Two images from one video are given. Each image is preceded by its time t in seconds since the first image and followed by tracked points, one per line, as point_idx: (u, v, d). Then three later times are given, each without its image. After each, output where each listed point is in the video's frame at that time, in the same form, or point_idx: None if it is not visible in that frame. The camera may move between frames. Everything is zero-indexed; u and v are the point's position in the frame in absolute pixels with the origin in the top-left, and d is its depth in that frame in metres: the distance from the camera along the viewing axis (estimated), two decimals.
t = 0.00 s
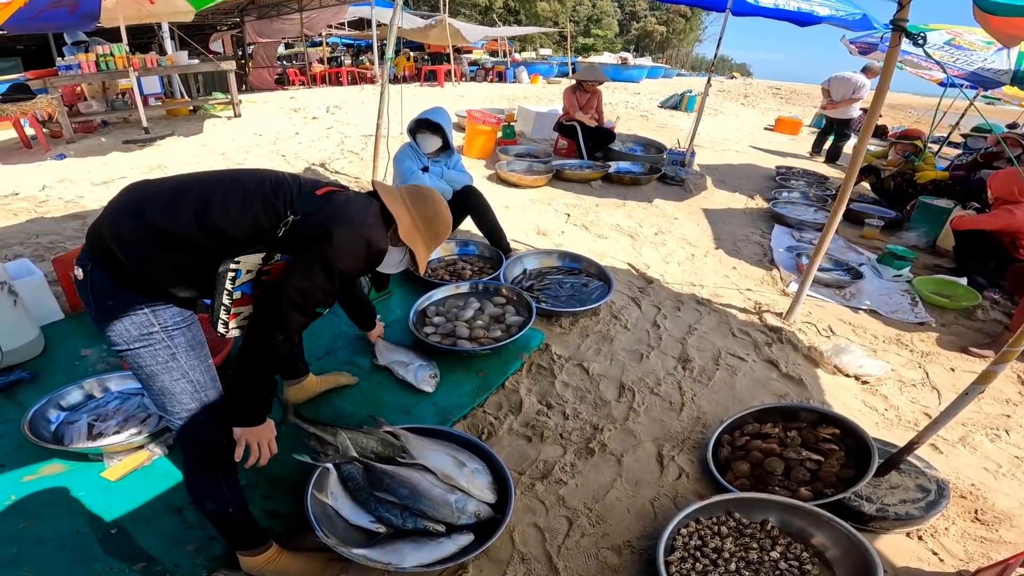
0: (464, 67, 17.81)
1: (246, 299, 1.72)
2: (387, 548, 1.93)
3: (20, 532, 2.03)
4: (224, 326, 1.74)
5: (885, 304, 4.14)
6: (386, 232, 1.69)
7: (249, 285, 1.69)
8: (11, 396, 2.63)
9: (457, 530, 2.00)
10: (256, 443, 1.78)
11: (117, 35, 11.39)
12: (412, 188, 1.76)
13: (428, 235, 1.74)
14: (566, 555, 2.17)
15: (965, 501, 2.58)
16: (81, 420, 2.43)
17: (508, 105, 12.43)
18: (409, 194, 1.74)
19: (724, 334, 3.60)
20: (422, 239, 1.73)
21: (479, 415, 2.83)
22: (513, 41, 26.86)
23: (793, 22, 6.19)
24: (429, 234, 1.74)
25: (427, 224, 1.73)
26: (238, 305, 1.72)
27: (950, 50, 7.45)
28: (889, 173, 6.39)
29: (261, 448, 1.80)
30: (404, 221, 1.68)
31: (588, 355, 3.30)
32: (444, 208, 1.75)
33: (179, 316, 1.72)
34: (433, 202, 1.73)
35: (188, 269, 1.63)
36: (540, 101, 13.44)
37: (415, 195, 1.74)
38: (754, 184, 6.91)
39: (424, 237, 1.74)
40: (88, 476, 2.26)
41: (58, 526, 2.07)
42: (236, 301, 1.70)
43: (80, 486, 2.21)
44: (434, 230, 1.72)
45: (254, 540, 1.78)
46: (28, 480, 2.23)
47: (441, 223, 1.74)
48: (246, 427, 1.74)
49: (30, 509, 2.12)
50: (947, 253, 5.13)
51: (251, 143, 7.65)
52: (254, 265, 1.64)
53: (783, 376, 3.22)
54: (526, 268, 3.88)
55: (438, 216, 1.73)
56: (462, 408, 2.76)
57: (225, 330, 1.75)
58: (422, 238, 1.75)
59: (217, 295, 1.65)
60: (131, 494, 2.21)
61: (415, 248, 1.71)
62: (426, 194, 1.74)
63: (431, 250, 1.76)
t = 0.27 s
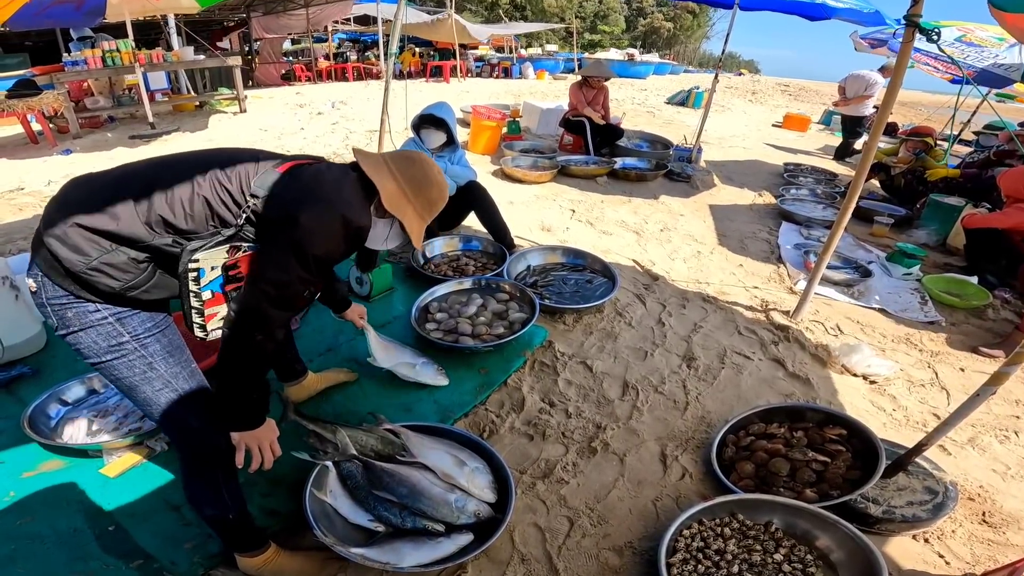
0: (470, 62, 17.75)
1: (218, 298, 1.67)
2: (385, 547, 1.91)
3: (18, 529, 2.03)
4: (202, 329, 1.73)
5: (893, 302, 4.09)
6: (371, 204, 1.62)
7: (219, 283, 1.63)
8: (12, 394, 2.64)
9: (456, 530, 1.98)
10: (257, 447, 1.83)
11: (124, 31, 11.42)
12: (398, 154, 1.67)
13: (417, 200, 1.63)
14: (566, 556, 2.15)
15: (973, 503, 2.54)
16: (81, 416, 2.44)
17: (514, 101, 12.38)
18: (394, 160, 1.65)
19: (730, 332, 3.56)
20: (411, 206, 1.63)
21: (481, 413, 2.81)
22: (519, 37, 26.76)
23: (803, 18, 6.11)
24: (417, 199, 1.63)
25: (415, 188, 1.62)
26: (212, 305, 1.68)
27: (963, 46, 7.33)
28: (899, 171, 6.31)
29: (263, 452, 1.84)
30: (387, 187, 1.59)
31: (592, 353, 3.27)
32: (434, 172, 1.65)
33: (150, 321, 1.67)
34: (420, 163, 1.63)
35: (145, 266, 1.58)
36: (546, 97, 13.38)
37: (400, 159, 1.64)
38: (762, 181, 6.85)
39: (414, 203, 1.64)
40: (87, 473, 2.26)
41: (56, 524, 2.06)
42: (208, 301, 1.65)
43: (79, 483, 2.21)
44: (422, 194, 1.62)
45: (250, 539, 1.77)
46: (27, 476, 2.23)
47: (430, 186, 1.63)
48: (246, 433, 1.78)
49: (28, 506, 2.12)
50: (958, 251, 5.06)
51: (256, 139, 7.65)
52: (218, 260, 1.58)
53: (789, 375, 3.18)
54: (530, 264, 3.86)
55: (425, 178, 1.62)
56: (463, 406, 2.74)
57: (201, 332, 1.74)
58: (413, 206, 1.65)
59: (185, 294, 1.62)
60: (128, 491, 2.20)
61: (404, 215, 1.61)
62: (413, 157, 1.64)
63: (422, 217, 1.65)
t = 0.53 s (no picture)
0: (490, 48, 17.57)
1: (179, 290, 1.57)
2: (390, 535, 1.90)
3: (30, 512, 2.06)
4: (172, 327, 1.64)
5: (920, 297, 3.96)
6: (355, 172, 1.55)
7: (171, 274, 1.52)
8: (32, 375, 2.70)
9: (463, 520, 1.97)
10: (258, 446, 1.61)
11: (148, 15, 11.51)
12: (390, 105, 1.57)
13: (412, 156, 1.54)
14: (573, 549, 2.13)
15: (992, 505, 2.46)
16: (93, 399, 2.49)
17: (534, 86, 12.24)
18: (384, 113, 1.55)
19: (749, 324, 3.49)
20: (405, 163, 1.55)
21: (492, 400, 2.79)
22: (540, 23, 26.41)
23: (835, 4, 5.90)
24: (411, 155, 1.54)
25: (408, 143, 1.53)
26: (174, 299, 1.58)
27: (1006, 38, 6.98)
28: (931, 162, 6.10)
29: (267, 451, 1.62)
30: (376, 144, 1.51)
31: (607, 341, 3.23)
32: (427, 123, 1.54)
33: (123, 318, 1.56)
34: (411, 114, 1.53)
35: (96, 257, 1.48)
36: (566, 83, 13.20)
37: (391, 111, 1.54)
38: (787, 170, 6.68)
39: (409, 159, 1.56)
40: (97, 458, 2.28)
41: (66, 506, 2.09)
42: (166, 295, 1.55)
43: (90, 468, 2.24)
44: (415, 149, 1.52)
45: (255, 524, 1.77)
46: (42, 457, 2.27)
47: (423, 139, 1.53)
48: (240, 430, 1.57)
49: (40, 487, 2.15)
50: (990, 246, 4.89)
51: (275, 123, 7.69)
52: (163, 249, 1.48)
53: (809, 369, 3.10)
54: (546, 249, 3.81)
55: (417, 132, 1.52)
56: (474, 392, 2.72)
57: (171, 331, 1.65)
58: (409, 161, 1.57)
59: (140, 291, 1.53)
60: (138, 476, 2.23)
61: (397, 174, 1.54)
62: (405, 108, 1.54)
63: (419, 173, 1.57)
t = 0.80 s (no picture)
0: (519, 26, 17.23)
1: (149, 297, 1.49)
2: (403, 527, 1.87)
3: (46, 494, 2.09)
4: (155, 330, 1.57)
5: (965, 294, 3.77)
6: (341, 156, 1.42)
7: (137, 279, 1.45)
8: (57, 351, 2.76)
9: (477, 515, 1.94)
10: (276, 450, 1.61)
11: None
12: (384, 68, 1.41)
13: (410, 122, 1.38)
14: (588, 545, 2.09)
15: None
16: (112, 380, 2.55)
17: (563, 66, 11.98)
18: (378, 77, 1.40)
19: (782, 317, 3.36)
20: (400, 131, 1.39)
21: (512, 388, 2.74)
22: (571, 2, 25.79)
23: None
24: (408, 121, 1.38)
25: (404, 108, 1.37)
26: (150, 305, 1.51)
27: None
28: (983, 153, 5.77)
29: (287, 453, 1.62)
30: (367, 113, 1.36)
31: (632, 330, 3.15)
32: (426, 82, 1.37)
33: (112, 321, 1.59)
34: (409, 74, 1.37)
35: (63, 258, 1.47)
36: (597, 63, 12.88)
37: (386, 74, 1.39)
38: (826, 157, 6.41)
39: (406, 127, 1.39)
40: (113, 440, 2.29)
41: (84, 489, 2.12)
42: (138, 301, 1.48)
43: (105, 450, 2.25)
44: (412, 113, 1.36)
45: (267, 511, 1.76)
46: (64, 438, 2.30)
47: (423, 100, 1.36)
48: (261, 432, 1.57)
49: (57, 469, 2.18)
50: None
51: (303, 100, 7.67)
52: (126, 252, 1.41)
53: (845, 367, 2.97)
54: (573, 232, 3.73)
55: (416, 93, 1.36)
56: (495, 378, 2.68)
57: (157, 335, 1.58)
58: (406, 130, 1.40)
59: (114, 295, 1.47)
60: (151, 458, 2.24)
61: (393, 143, 1.38)
62: (400, 68, 1.38)
63: (420, 142, 1.40)
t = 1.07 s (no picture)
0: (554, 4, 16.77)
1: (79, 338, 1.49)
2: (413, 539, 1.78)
3: (52, 489, 2.04)
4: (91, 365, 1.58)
5: None
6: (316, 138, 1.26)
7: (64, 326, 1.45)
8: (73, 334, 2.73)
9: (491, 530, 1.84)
10: (302, 506, 1.52)
11: None
12: (350, 25, 1.28)
13: (383, 67, 1.20)
14: (607, 565, 1.97)
15: None
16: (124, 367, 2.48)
17: (599, 45, 11.59)
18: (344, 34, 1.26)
19: (829, 320, 3.14)
20: (374, 80, 1.20)
21: (535, 389, 2.62)
22: None
23: None
24: (381, 64, 1.20)
25: (374, 51, 1.20)
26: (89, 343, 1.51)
27: None
28: None
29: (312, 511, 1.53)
30: (333, 68, 1.20)
31: (665, 330, 2.98)
32: (393, 20, 1.22)
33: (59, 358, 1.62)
34: (373, 16, 1.22)
35: None
36: (634, 43, 12.45)
37: (350, 29, 1.25)
38: (879, 147, 6.02)
39: (381, 74, 1.20)
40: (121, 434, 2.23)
41: (89, 485, 2.06)
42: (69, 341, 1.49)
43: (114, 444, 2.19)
44: (382, 53, 1.19)
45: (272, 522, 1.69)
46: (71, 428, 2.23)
47: (393, 36, 1.19)
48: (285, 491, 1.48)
49: (64, 460, 2.13)
50: None
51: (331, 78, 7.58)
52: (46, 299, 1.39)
53: (897, 378, 2.76)
54: (605, 221, 3.55)
55: (384, 30, 1.20)
56: (518, 378, 2.55)
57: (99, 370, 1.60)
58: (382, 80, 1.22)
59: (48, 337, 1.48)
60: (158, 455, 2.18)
61: (368, 93, 1.19)
62: (365, 16, 1.24)
63: (399, 88, 1.21)
